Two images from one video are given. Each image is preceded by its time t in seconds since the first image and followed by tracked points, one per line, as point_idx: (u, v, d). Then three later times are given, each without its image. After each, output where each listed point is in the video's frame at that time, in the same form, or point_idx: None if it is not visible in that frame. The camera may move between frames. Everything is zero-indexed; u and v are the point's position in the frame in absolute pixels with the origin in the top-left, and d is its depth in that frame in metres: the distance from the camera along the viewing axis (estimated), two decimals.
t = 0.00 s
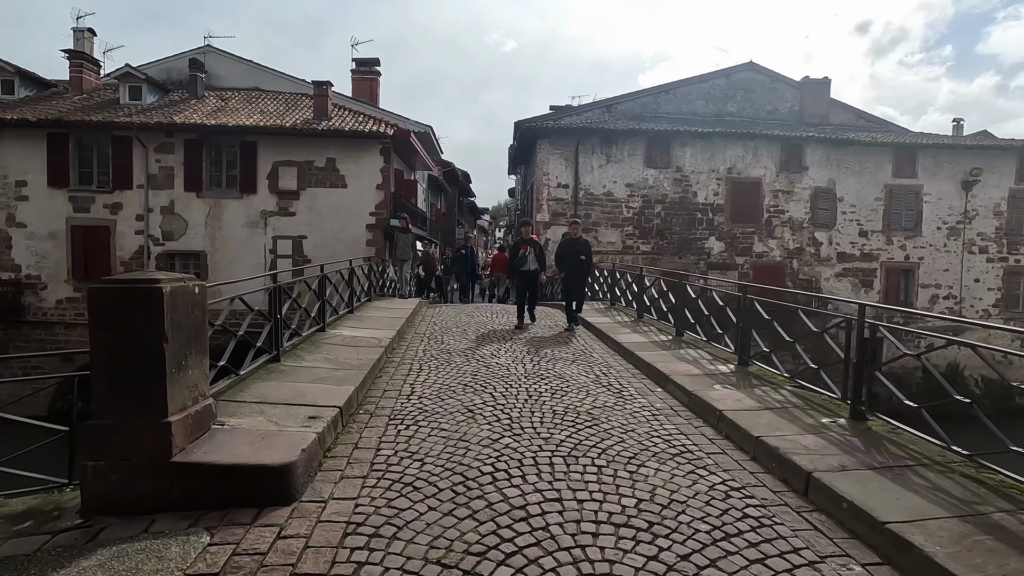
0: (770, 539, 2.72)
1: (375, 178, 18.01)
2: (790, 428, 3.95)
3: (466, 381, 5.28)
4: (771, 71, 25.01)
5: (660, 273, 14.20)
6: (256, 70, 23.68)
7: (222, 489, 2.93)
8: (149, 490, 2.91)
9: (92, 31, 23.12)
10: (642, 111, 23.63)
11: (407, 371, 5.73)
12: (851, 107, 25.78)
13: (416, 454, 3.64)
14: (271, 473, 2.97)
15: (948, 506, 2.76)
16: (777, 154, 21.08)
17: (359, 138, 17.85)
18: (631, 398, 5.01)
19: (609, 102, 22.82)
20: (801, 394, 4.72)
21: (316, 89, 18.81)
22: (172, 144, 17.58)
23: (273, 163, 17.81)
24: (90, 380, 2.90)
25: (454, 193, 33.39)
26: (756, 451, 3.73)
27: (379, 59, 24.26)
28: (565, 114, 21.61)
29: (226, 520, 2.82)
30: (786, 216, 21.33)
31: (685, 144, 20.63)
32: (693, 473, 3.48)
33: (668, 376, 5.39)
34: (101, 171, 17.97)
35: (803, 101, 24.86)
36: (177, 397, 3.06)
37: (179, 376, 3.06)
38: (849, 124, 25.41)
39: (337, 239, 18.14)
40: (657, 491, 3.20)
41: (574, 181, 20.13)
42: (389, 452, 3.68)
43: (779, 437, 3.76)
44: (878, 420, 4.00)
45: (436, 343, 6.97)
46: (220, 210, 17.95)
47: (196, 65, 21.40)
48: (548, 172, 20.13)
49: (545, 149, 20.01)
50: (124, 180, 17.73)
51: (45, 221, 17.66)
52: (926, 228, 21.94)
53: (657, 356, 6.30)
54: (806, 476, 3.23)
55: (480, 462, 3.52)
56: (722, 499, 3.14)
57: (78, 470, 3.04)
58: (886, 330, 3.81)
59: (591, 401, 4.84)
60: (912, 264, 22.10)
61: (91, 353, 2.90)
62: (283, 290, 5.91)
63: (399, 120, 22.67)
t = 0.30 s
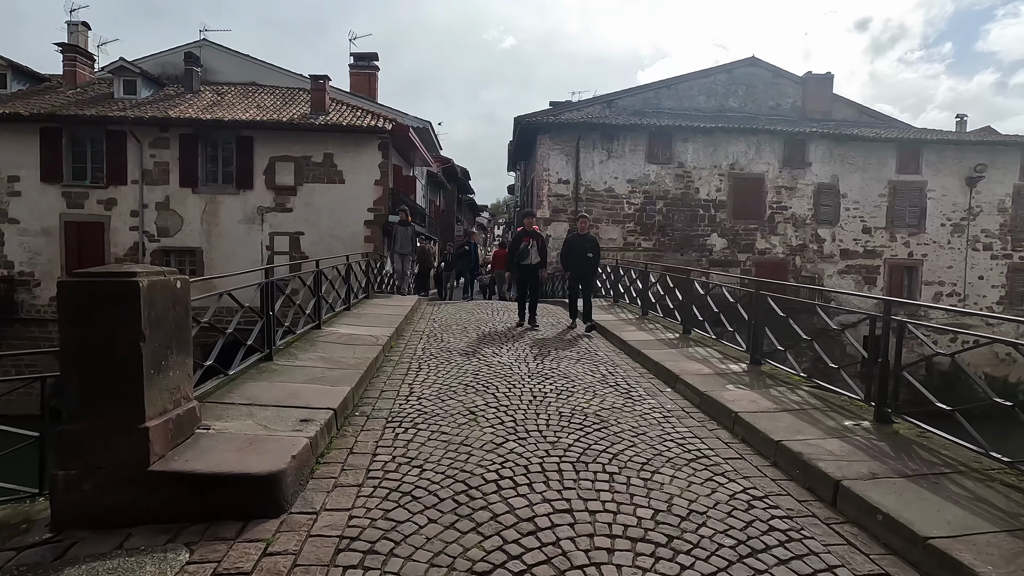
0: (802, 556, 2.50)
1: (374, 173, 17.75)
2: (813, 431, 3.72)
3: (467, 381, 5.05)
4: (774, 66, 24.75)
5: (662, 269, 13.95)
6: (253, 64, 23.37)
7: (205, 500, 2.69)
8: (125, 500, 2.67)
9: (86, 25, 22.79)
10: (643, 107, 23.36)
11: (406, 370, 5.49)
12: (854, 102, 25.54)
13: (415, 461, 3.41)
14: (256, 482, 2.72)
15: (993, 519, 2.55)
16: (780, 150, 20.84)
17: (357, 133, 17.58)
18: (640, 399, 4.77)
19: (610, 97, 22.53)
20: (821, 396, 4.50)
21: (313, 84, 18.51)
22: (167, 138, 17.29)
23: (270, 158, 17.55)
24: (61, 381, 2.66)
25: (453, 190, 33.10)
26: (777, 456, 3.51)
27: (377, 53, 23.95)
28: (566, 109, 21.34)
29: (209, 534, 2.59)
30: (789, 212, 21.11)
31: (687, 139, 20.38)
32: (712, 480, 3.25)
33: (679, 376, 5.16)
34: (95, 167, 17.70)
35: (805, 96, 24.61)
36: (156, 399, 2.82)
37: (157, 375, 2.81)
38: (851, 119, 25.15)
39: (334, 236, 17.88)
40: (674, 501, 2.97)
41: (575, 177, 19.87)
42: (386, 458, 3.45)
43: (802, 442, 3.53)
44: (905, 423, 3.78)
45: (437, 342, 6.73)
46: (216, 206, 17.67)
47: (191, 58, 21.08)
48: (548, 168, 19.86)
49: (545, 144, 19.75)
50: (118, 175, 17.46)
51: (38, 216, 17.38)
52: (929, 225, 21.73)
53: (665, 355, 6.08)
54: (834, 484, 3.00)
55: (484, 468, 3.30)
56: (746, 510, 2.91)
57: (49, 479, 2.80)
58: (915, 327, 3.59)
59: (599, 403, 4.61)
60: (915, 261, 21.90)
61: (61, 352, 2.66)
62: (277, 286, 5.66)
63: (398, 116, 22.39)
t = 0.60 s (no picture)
0: None
1: (379, 170, 17.53)
2: (847, 441, 3.45)
3: (474, 385, 4.81)
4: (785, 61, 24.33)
5: (672, 267, 13.67)
6: (258, 62, 23.19)
7: (185, 518, 2.46)
8: (99, 519, 2.45)
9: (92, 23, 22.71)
10: (652, 103, 23.01)
11: (409, 372, 5.26)
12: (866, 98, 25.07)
13: (417, 473, 3.16)
14: (241, 499, 2.48)
15: None
16: (792, 145, 20.45)
17: (362, 130, 17.37)
18: (655, 404, 4.51)
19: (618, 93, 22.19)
20: (851, 402, 4.22)
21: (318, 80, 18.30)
22: (171, 136, 17.14)
23: (274, 156, 17.38)
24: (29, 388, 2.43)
25: (459, 188, 32.87)
26: (808, 469, 3.24)
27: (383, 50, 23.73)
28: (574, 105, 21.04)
29: (189, 558, 2.35)
30: (802, 209, 20.73)
31: (697, 135, 20.02)
32: (739, 496, 2.98)
33: (696, 380, 4.89)
34: (100, 164, 17.58)
35: (817, 91, 24.18)
36: (135, 408, 2.58)
37: (135, 381, 2.58)
38: (864, 115, 24.69)
39: (339, 234, 17.67)
40: (701, 521, 2.70)
41: (582, 174, 19.57)
42: (386, 469, 3.21)
43: (835, 453, 3.26)
44: (945, 433, 3.50)
45: (441, 342, 6.50)
46: (221, 204, 17.52)
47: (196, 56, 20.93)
48: (556, 165, 19.57)
49: (552, 140, 19.45)
50: (123, 173, 17.34)
51: (43, 215, 17.27)
52: (945, 222, 21.28)
53: (681, 357, 5.80)
54: (875, 502, 2.73)
55: (491, 482, 3.05)
56: (779, 532, 2.65)
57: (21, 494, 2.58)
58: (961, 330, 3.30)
59: (613, 408, 4.35)
60: (931, 259, 21.45)
61: (29, 356, 2.43)
62: (274, 284, 5.43)
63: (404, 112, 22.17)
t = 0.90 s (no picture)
0: None
1: (392, 172, 17.40)
2: (897, 460, 3.15)
3: (489, 393, 4.58)
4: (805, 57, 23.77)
5: (690, 268, 13.32)
6: (273, 64, 23.24)
7: (179, 546, 2.26)
8: (85, 545, 2.26)
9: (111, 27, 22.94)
10: (669, 101, 22.62)
11: (422, 379, 5.05)
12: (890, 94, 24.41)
13: (430, 492, 2.93)
14: (239, 525, 2.27)
15: None
16: (813, 144, 19.94)
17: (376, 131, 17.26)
18: (682, 416, 4.24)
19: (634, 92, 21.82)
20: (895, 415, 3.92)
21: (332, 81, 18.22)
22: (187, 138, 17.17)
23: (288, 157, 17.33)
24: (13, 403, 2.25)
25: (473, 189, 32.71)
26: (857, 492, 2.95)
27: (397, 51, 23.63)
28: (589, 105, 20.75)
29: None
30: (823, 209, 20.21)
31: (715, 134, 19.62)
32: (782, 523, 2.71)
33: (725, 389, 4.61)
34: (117, 167, 17.69)
35: (838, 88, 23.59)
36: (127, 424, 2.39)
37: (126, 394, 2.39)
38: (887, 112, 24.03)
39: (352, 235, 17.58)
40: (744, 553, 2.43)
41: (597, 174, 19.25)
42: (397, 487, 2.99)
43: (886, 474, 2.97)
44: (1007, 451, 3.20)
45: (455, 347, 6.28)
46: (235, 205, 17.51)
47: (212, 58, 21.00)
48: (570, 164, 19.29)
49: (567, 140, 19.19)
50: (139, 175, 17.39)
51: (61, 217, 17.39)
52: (973, 222, 20.61)
53: (706, 364, 5.53)
54: (939, 533, 2.44)
55: (510, 504, 2.81)
56: (832, 566, 2.37)
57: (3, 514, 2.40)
58: None
59: (637, 420, 4.09)
60: (958, 260, 20.79)
61: (13, 369, 2.25)
62: (283, 288, 5.25)
63: (417, 113, 22.05)
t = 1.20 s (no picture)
0: None
1: (410, 172, 17.28)
2: (968, 478, 2.84)
3: (512, 399, 4.35)
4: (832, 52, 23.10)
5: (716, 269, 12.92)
6: (293, 66, 23.39)
7: (183, 566, 2.07)
8: (82, 564, 2.08)
9: (135, 31, 23.24)
10: (691, 98, 22.15)
11: (443, 383, 4.82)
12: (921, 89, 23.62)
13: (453, 508, 2.70)
14: (246, 546, 2.07)
15: None
16: (842, 140, 19.33)
17: (394, 131, 17.16)
18: (721, 425, 3.95)
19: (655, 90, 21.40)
20: (956, 427, 3.59)
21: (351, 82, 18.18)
22: (208, 140, 17.26)
23: (307, 158, 17.31)
24: (5, 409, 2.09)
25: (491, 190, 32.55)
26: (927, 514, 2.65)
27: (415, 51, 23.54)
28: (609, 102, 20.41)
29: None
30: (852, 207, 19.59)
31: (739, 131, 19.14)
32: (845, 550, 2.42)
33: (764, 396, 4.31)
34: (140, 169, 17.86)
35: (867, 83, 22.88)
36: (127, 433, 2.21)
37: (127, 399, 2.21)
38: (919, 107, 23.25)
39: (371, 236, 17.50)
40: None
41: (618, 173, 18.92)
42: (417, 502, 2.77)
43: (958, 495, 2.66)
44: None
45: (475, 349, 6.06)
46: (255, 206, 17.56)
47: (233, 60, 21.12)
48: (591, 163, 18.97)
49: (587, 138, 18.88)
50: (162, 176, 17.52)
51: (86, 218, 17.59)
52: (1011, 220, 19.80)
53: (741, 368, 5.22)
54: None
55: (539, 524, 2.56)
56: None
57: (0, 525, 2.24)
58: None
59: (673, 430, 3.81)
60: (995, 260, 19.99)
61: (4, 371, 2.08)
62: (298, 286, 5.09)
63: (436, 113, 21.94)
